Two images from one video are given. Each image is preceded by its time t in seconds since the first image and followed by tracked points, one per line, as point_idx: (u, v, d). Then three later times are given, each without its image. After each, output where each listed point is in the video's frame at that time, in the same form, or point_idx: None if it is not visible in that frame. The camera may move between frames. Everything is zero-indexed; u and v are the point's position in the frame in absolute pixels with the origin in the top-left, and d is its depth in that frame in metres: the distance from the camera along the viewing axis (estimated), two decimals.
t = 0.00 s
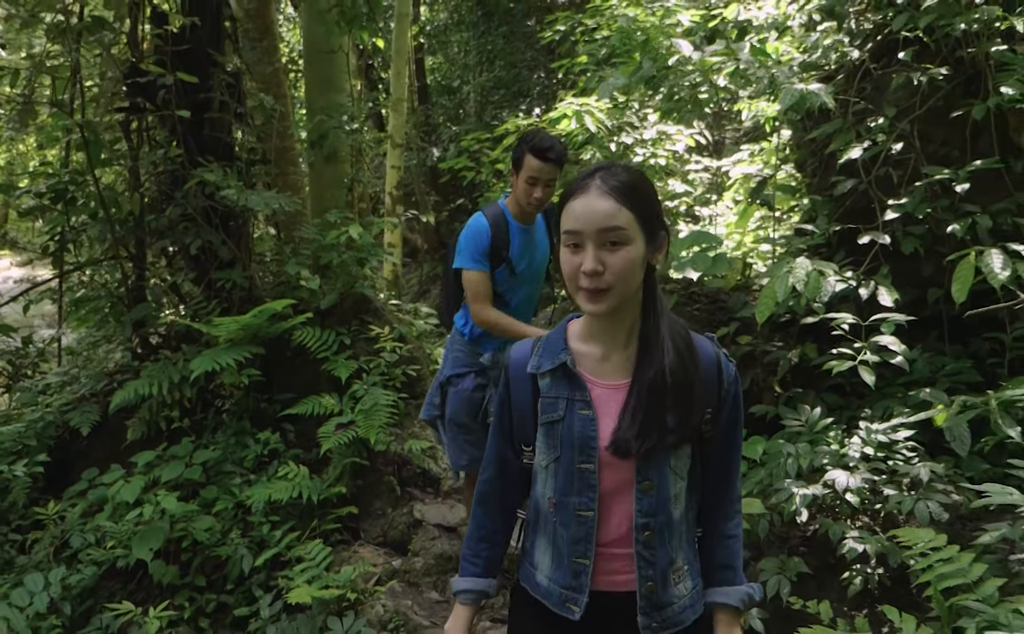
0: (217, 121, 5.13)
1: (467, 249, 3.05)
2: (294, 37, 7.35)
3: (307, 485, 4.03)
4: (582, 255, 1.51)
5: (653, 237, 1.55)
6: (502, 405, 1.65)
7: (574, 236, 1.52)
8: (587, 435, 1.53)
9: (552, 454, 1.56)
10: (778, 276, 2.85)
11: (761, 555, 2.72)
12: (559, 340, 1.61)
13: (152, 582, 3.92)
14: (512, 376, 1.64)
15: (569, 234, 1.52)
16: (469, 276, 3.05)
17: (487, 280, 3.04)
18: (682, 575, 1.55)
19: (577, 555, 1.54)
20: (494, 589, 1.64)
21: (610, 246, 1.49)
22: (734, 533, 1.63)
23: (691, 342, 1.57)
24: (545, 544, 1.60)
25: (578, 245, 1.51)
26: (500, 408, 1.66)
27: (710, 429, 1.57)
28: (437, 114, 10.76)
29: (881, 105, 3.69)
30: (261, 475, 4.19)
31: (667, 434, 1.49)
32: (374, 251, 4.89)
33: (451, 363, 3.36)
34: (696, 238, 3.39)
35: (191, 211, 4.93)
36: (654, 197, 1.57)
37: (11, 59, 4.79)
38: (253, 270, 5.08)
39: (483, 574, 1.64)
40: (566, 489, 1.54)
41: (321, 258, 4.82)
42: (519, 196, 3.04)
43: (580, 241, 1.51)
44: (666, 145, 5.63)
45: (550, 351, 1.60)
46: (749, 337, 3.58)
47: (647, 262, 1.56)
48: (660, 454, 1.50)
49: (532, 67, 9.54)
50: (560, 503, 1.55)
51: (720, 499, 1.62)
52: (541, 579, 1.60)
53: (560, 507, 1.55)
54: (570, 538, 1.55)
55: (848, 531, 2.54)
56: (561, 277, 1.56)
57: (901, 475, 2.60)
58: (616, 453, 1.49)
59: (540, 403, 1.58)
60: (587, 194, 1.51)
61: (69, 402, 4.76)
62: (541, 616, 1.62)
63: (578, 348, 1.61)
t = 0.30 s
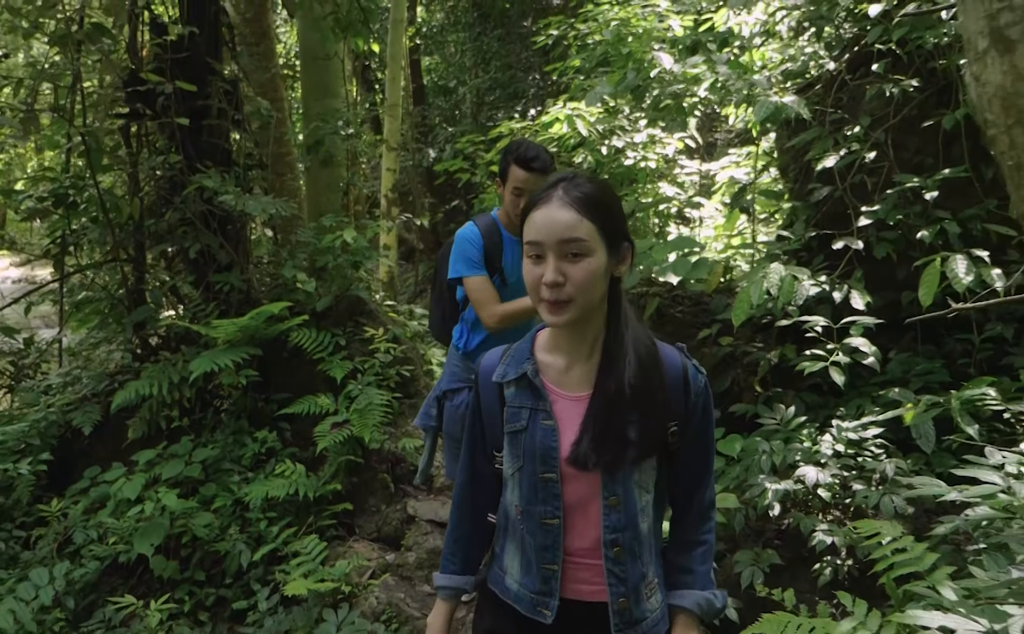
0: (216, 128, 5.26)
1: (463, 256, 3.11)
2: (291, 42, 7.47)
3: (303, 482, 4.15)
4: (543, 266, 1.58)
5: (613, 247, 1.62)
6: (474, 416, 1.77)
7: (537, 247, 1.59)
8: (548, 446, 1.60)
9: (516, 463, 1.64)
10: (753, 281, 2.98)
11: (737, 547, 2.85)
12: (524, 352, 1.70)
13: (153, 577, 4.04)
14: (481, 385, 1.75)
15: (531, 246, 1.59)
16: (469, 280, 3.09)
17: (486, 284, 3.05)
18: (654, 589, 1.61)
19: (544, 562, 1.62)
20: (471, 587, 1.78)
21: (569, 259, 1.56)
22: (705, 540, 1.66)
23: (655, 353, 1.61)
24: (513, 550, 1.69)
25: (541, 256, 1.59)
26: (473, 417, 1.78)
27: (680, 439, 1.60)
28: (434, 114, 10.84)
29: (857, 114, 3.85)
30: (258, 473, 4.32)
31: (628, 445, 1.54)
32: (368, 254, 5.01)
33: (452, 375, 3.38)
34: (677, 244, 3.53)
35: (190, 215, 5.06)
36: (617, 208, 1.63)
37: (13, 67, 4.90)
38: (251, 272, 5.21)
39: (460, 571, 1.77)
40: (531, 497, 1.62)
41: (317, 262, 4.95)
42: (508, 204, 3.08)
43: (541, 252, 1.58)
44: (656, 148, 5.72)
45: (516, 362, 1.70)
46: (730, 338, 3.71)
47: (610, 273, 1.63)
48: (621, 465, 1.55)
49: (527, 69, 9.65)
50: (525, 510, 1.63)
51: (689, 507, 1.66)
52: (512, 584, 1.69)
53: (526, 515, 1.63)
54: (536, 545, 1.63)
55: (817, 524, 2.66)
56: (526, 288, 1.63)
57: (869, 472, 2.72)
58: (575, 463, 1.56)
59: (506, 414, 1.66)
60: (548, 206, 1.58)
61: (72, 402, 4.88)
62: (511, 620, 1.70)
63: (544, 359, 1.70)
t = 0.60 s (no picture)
0: (215, 134, 5.37)
1: (456, 271, 3.22)
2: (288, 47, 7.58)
3: (300, 480, 4.26)
4: (504, 300, 1.62)
5: (571, 279, 1.66)
6: (442, 445, 1.87)
7: (495, 279, 1.63)
8: (504, 476, 1.67)
9: (474, 490, 1.72)
10: (733, 285, 3.10)
11: (717, 542, 2.95)
12: (485, 381, 1.77)
13: (153, 573, 4.15)
14: (444, 413, 1.82)
15: (492, 280, 1.63)
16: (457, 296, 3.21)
17: (469, 303, 3.15)
18: (600, 615, 1.67)
19: (498, 587, 1.70)
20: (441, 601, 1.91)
21: (528, 293, 1.61)
22: (663, 559, 1.72)
23: (612, 382, 1.67)
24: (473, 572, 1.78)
25: (499, 288, 1.63)
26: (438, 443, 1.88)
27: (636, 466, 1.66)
28: (431, 115, 10.91)
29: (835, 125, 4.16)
30: (257, 472, 4.42)
31: (580, 474, 1.62)
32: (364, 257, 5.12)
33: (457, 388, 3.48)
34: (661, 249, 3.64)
35: (189, 219, 5.17)
36: (574, 240, 1.68)
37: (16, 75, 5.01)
38: (249, 275, 5.31)
39: (437, 576, 1.94)
40: (487, 524, 1.69)
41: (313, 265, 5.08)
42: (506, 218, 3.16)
43: (500, 283, 1.63)
44: (648, 151, 5.75)
45: (476, 390, 1.76)
46: (715, 340, 3.82)
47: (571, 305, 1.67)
48: (574, 493, 1.62)
49: (523, 71, 9.75)
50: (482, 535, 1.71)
51: (644, 529, 1.73)
52: (470, 605, 1.77)
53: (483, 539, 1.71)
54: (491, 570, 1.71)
55: (793, 521, 2.76)
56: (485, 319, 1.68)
57: (841, 469, 2.82)
58: (530, 493, 1.63)
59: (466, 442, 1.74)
60: (507, 238, 1.62)
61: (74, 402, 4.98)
62: None
63: (503, 388, 1.76)
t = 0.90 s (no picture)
0: (215, 143, 5.48)
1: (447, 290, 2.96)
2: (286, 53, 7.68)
3: (300, 482, 4.37)
4: (458, 366, 1.53)
5: (526, 344, 1.60)
6: (383, 514, 1.74)
7: (450, 346, 1.53)
8: (451, 547, 1.55)
9: (418, 562, 1.59)
10: (716, 295, 3.22)
11: (700, 542, 3.07)
12: (427, 444, 1.65)
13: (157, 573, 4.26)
14: (383, 480, 1.69)
15: (444, 344, 1.54)
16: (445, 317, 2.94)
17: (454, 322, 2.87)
18: None
19: None
20: None
21: (485, 361, 1.53)
22: (620, 622, 1.65)
23: (563, 444, 1.59)
24: None
25: (454, 356, 1.53)
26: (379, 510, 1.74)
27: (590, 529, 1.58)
28: (428, 117, 11.01)
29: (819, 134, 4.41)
30: (257, 474, 4.54)
31: (531, 542, 1.52)
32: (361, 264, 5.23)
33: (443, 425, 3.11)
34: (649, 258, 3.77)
35: (190, 227, 5.28)
36: (529, 301, 1.61)
37: (21, 86, 5.12)
38: (249, 281, 5.43)
39: None
40: (432, 598, 1.56)
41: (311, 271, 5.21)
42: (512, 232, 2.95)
43: (454, 350, 1.53)
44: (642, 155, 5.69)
45: (418, 455, 1.64)
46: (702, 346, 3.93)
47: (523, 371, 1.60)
48: (524, 562, 1.52)
49: (519, 74, 9.84)
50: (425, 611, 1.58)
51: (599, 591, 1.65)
52: None
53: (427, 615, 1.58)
54: None
55: (772, 521, 2.88)
56: (435, 384, 1.57)
57: (819, 472, 2.95)
58: (479, 563, 1.52)
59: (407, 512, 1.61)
60: (462, 303, 1.54)
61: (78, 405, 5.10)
62: None
63: (447, 452, 1.65)
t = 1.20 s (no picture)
0: (218, 147, 5.58)
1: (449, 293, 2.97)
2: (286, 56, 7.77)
3: (301, 480, 4.47)
4: (415, 407, 1.46)
5: (485, 385, 1.54)
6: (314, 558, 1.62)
7: (408, 387, 1.46)
8: (388, 595, 1.47)
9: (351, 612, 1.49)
10: (705, 298, 3.33)
11: (690, 537, 3.18)
12: (368, 483, 1.56)
13: (162, 569, 4.38)
14: (319, 519, 1.58)
15: (402, 383, 1.46)
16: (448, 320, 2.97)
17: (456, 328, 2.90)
18: None
19: None
20: None
21: (446, 403, 1.46)
22: None
23: (513, 487, 1.53)
24: None
25: (412, 397, 1.46)
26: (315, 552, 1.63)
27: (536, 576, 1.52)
28: (427, 118, 11.09)
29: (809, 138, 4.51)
30: (260, 472, 4.64)
31: (475, 590, 1.46)
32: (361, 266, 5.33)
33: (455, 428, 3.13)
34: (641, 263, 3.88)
35: (192, 230, 5.39)
36: (489, 341, 1.56)
37: (26, 93, 5.23)
38: (250, 283, 5.54)
39: None
40: None
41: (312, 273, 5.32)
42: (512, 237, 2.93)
43: (413, 391, 1.46)
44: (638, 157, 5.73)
45: (358, 494, 1.55)
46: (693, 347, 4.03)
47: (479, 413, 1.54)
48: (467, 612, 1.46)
49: (517, 75, 9.92)
50: None
51: None
52: None
53: None
54: None
55: (759, 517, 2.98)
56: (388, 424, 1.49)
57: (804, 469, 3.05)
58: (419, 611, 1.44)
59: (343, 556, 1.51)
60: (425, 342, 1.47)
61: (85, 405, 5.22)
62: None
63: (389, 491, 1.56)
